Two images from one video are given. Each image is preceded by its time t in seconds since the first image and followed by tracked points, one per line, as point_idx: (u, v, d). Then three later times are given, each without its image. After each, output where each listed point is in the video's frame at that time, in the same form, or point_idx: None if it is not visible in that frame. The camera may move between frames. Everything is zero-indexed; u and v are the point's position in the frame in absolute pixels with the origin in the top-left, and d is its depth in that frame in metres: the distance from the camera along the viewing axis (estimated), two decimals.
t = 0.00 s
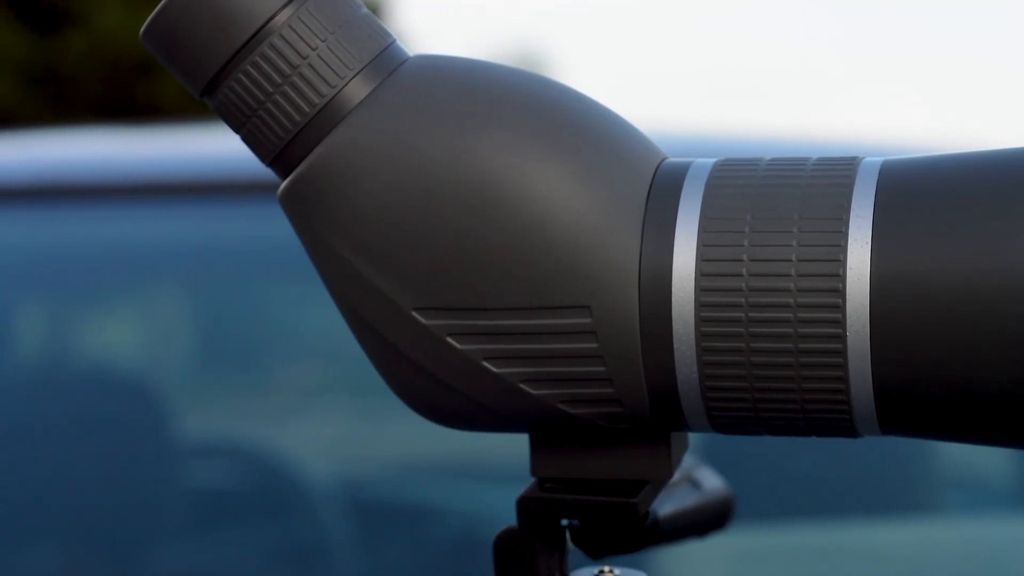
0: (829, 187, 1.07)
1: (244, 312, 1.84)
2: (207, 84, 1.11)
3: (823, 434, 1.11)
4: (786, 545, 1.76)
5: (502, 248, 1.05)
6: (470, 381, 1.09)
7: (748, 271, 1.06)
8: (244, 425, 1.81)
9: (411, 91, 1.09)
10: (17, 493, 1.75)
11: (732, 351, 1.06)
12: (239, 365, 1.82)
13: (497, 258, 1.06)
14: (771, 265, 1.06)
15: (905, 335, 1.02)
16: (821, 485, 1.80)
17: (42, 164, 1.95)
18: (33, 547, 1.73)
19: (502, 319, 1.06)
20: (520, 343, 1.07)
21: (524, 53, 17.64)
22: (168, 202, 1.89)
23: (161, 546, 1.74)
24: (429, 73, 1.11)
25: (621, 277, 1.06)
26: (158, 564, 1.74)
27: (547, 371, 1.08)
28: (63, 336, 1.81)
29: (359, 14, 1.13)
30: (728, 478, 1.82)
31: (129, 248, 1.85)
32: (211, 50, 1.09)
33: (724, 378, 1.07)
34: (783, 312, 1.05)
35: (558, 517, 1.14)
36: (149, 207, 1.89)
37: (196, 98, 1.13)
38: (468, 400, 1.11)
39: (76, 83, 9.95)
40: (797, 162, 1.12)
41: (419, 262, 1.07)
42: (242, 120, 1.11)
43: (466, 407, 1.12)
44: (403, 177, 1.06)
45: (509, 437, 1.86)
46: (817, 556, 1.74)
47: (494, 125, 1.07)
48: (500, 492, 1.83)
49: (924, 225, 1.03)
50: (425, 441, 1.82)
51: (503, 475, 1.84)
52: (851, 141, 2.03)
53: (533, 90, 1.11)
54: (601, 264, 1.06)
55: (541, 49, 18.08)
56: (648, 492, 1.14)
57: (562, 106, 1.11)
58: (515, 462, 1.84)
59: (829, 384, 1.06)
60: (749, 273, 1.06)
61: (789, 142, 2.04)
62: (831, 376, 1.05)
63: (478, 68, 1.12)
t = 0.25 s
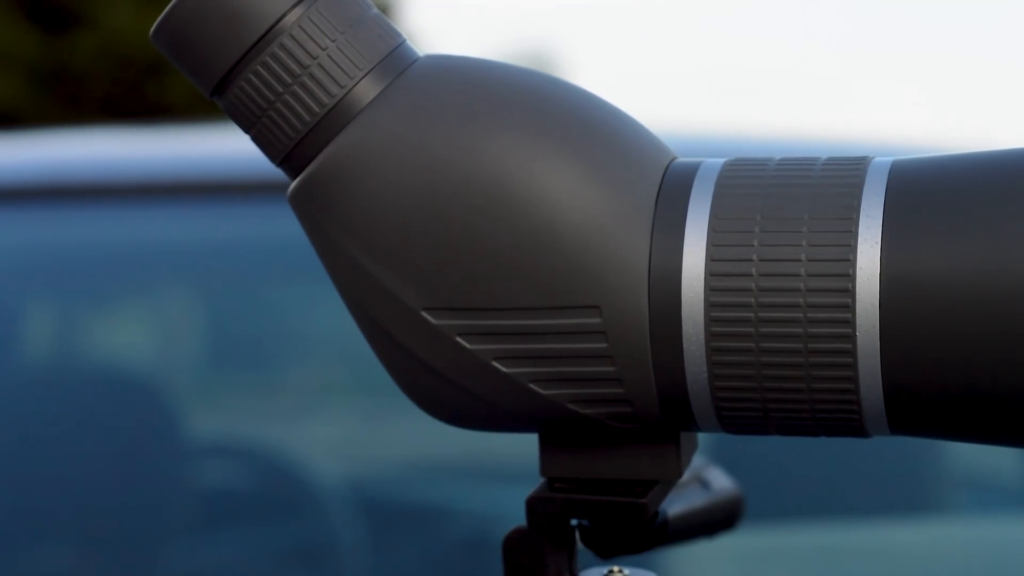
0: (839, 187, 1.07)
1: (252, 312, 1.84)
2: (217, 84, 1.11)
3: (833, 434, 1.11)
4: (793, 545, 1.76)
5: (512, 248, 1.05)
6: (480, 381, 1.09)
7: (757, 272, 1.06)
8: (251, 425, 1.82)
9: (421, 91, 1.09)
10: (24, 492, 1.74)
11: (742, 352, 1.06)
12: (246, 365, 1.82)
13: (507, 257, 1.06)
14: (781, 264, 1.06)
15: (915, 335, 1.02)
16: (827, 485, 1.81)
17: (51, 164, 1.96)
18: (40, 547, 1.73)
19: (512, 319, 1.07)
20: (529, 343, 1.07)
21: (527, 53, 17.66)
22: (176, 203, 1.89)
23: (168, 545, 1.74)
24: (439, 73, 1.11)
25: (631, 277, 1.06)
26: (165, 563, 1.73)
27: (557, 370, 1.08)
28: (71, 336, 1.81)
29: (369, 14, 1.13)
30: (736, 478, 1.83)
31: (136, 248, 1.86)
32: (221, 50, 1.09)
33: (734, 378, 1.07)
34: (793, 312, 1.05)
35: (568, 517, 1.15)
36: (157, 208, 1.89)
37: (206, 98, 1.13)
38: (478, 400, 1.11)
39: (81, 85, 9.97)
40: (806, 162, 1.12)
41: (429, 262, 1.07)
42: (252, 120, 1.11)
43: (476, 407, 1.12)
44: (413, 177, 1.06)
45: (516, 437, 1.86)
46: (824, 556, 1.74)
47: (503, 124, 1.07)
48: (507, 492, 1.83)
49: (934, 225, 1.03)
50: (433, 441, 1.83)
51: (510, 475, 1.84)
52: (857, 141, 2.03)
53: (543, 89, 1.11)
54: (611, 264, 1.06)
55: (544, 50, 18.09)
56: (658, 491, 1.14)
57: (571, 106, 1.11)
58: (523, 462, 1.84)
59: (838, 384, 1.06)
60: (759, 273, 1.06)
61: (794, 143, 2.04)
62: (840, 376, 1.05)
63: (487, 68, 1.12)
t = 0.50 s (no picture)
0: (845, 187, 1.07)
1: (255, 312, 1.84)
2: (222, 84, 1.11)
3: (837, 434, 1.11)
4: (796, 545, 1.76)
5: (516, 248, 1.05)
6: (485, 381, 1.10)
7: (762, 272, 1.06)
8: (255, 425, 1.82)
9: (426, 92, 1.09)
10: (28, 493, 1.75)
11: (746, 352, 1.06)
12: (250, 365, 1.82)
13: (512, 257, 1.05)
14: (785, 265, 1.05)
15: (919, 336, 1.02)
16: (830, 486, 1.80)
17: (54, 164, 1.96)
18: (44, 548, 1.73)
19: (516, 319, 1.06)
20: (534, 343, 1.07)
21: (528, 53, 17.66)
22: (180, 203, 1.90)
23: (171, 545, 1.74)
24: (444, 73, 1.11)
25: (636, 277, 1.06)
26: (168, 564, 1.73)
27: (562, 370, 1.08)
28: (74, 336, 1.81)
29: (374, 14, 1.13)
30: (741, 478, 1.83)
31: (140, 248, 1.86)
32: (226, 50, 1.09)
33: (739, 378, 1.07)
34: (798, 312, 1.05)
35: (573, 517, 1.15)
36: (160, 208, 1.89)
37: (211, 98, 1.13)
38: (483, 400, 1.11)
39: (84, 85, 9.98)
40: (811, 162, 1.12)
41: (433, 262, 1.07)
42: (256, 121, 1.12)
43: (481, 407, 1.12)
44: (417, 177, 1.06)
45: (519, 437, 1.86)
46: (828, 556, 1.74)
47: (508, 124, 1.07)
48: (510, 492, 1.83)
49: (938, 226, 1.03)
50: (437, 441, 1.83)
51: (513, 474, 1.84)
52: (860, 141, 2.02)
53: (548, 89, 1.11)
54: (616, 264, 1.06)
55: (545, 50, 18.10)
56: (663, 492, 1.14)
57: (576, 106, 1.11)
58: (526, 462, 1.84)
59: (843, 383, 1.06)
60: (764, 273, 1.06)
61: (797, 144, 2.04)
62: (845, 375, 1.05)
63: (492, 68, 1.12)
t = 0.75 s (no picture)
0: (846, 187, 1.07)
1: (256, 312, 1.84)
2: (223, 84, 1.11)
3: (838, 434, 1.11)
4: (797, 546, 1.76)
5: (518, 248, 1.05)
6: (486, 381, 1.10)
7: (764, 272, 1.06)
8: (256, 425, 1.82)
9: (428, 91, 1.09)
10: (29, 492, 1.74)
11: (748, 352, 1.06)
12: (251, 365, 1.83)
13: (513, 257, 1.05)
14: (787, 264, 1.05)
15: (920, 336, 1.02)
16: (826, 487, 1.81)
17: (56, 164, 1.96)
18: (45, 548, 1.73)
19: (518, 319, 1.06)
20: (535, 343, 1.07)
21: (529, 53, 17.67)
22: (181, 203, 1.90)
23: (172, 545, 1.74)
24: (446, 73, 1.11)
25: (637, 277, 1.06)
26: (169, 563, 1.73)
27: (563, 370, 1.08)
28: (75, 336, 1.81)
29: (375, 14, 1.13)
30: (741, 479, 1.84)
31: (141, 248, 1.86)
32: (227, 50, 1.09)
33: (740, 378, 1.07)
34: (799, 312, 1.05)
35: (574, 517, 1.15)
36: (161, 207, 1.89)
37: (212, 98, 1.13)
38: (484, 400, 1.11)
39: (85, 84, 9.99)
40: (812, 162, 1.12)
41: (435, 262, 1.07)
42: (258, 121, 1.12)
43: (482, 407, 1.12)
44: (419, 177, 1.06)
45: (520, 437, 1.86)
46: (829, 556, 1.74)
47: (510, 125, 1.07)
48: (511, 492, 1.83)
49: (939, 226, 1.03)
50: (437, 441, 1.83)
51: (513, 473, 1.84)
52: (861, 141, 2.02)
53: (550, 89, 1.11)
54: (617, 264, 1.06)
55: (547, 50, 18.10)
56: (664, 492, 1.15)
57: (578, 106, 1.11)
58: (527, 462, 1.84)
59: (844, 383, 1.05)
60: (765, 273, 1.06)
61: (798, 143, 2.04)
62: (846, 376, 1.05)
63: (494, 68, 1.12)
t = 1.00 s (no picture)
0: (845, 187, 1.07)
1: (255, 312, 1.84)
2: (222, 84, 1.11)
3: (837, 434, 1.11)
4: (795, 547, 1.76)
5: (516, 248, 1.05)
6: (484, 381, 1.10)
7: (762, 271, 1.06)
8: (255, 425, 1.82)
9: (428, 91, 1.09)
10: (29, 493, 1.75)
11: (746, 352, 1.06)
12: (250, 365, 1.83)
13: (512, 257, 1.05)
14: (785, 264, 1.05)
15: (918, 337, 1.01)
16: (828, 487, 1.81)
17: (56, 164, 1.96)
18: (45, 547, 1.73)
19: (516, 319, 1.07)
20: (534, 342, 1.07)
21: (530, 53, 17.67)
22: (181, 202, 1.90)
23: (172, 545, 1.74)
24: (445, 73, 1.11)
25: (635, 276, 1.06)
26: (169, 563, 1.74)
27: (561, 369, 1.08)
28: (75, 335, 1.81)
29: (374, 14, 1.13)
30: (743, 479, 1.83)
31: (141, 248, 1.86)
32: (224, 51, 1.09)
33: (738, 378, 1.07)
34: (797, 312, 1.05)
35: (572, 517, 1.15)
36: (161, 207, 1.89)
37: (211, 98, 1.13)
38: (482, 400, 1.11)
39: (87, 84, 9.99)
40: (811, 162, 1.11)
41: (433, 261, 1.07)
42: (257, 121, 1.12)
43: (480, 407, 1.12)
44: (417, 176, 1.06)
45: (519, 437, 1.86)
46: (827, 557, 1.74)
47: (509, 124, 1.07)
48: (510, 491, 1.83)
49: (937, 225, 1.03)
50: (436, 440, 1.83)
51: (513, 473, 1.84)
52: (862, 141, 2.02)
53: (549, 89, 1.11)
54: (616, 264, 1.06)
55: (547, 49, 18.10)
56: (662, 492, 1.15)
57: (577, 106, 1.11)
58: (526, 462, 1.84)
59: (843, 383, 1.05)
60: (764, 272, 1.06)
61: (799, 143, 2.04)
62: (845, 375, 1.05)
63: (493, 68, 1.12)
